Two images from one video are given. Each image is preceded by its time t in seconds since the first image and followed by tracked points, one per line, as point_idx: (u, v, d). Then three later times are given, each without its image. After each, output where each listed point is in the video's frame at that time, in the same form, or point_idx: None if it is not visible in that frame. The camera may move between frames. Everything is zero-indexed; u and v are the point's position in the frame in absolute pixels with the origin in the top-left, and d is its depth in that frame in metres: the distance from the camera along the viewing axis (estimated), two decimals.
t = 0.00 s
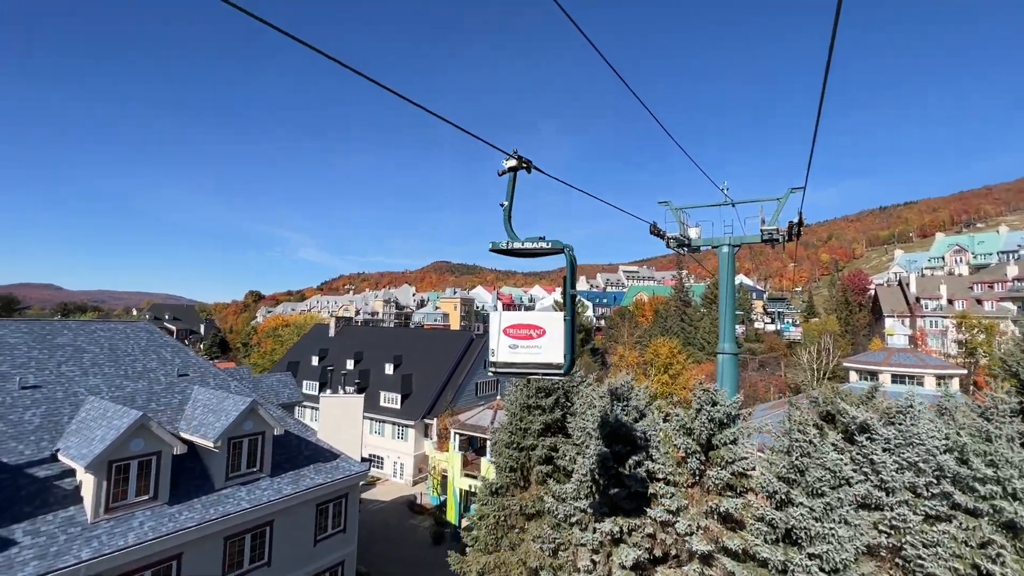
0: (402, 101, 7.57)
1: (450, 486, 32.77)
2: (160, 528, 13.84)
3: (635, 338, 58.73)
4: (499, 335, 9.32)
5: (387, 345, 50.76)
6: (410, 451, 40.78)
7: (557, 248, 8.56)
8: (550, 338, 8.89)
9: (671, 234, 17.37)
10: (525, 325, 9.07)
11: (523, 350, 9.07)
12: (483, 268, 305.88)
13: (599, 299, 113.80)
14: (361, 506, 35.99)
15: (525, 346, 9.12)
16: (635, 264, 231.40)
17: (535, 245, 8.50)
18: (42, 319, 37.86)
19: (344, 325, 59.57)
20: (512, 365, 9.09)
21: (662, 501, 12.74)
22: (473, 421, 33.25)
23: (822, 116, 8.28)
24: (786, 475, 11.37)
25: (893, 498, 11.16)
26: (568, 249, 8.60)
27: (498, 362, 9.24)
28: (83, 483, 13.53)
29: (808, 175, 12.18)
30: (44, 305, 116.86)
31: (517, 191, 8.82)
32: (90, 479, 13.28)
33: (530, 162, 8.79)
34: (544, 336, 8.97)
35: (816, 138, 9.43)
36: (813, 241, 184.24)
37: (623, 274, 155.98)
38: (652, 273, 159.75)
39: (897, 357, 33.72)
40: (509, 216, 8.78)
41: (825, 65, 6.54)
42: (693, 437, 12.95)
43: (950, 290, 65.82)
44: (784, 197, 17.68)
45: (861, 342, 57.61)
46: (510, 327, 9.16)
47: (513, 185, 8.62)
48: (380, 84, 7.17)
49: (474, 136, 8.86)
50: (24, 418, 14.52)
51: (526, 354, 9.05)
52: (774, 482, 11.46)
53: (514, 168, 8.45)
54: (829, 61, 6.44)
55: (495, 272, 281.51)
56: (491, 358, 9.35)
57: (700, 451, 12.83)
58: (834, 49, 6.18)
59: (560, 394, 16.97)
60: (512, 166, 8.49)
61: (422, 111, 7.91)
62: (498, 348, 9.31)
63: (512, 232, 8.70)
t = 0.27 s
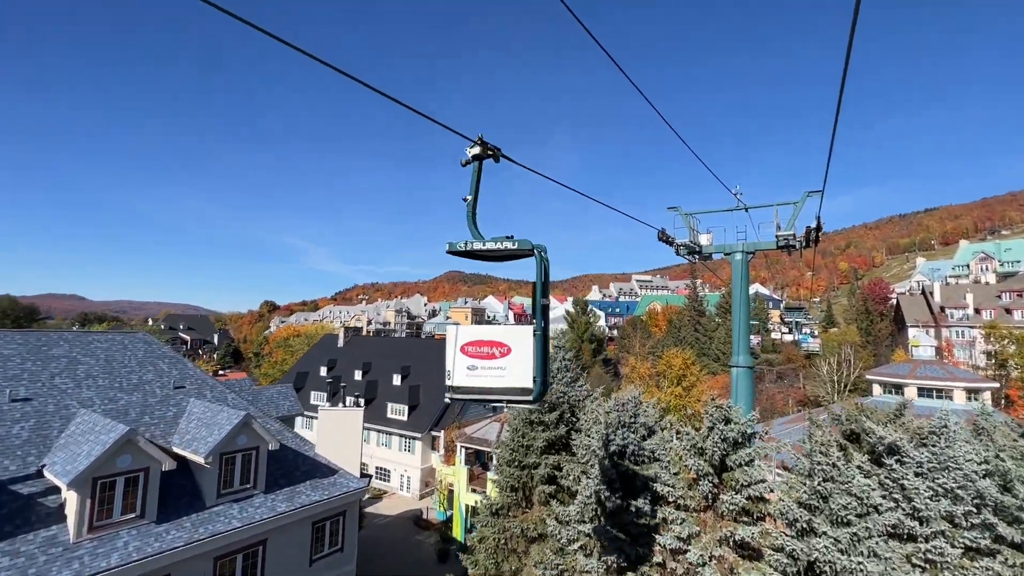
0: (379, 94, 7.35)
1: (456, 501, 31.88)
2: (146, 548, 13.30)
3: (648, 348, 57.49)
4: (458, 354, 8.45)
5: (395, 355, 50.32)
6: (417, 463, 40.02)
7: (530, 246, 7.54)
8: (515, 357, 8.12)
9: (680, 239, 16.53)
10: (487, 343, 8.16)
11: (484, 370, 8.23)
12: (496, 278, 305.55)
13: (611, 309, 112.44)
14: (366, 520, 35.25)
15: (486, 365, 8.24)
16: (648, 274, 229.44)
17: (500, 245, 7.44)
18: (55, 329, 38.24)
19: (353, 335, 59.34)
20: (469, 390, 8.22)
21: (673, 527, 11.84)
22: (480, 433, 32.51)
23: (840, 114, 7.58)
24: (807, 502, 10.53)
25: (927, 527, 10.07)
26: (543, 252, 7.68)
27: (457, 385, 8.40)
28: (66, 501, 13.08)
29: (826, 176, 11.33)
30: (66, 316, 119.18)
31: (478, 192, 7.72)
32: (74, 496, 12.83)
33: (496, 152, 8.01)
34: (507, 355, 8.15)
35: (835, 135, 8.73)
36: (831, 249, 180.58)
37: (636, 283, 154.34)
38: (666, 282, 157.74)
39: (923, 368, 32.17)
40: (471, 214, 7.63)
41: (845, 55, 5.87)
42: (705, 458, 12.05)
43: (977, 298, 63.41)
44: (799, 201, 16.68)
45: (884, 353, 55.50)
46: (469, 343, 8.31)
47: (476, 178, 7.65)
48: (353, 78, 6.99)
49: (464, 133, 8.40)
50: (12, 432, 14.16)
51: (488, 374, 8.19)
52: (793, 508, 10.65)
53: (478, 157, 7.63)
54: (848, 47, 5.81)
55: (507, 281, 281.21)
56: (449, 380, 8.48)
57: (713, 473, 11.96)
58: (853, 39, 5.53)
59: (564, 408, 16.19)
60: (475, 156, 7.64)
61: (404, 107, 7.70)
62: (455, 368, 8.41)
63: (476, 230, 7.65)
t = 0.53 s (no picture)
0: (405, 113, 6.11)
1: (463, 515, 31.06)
2: (132, 567, 12.80)
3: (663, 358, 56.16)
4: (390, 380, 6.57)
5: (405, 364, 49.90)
6: (425, 475, 39.26)
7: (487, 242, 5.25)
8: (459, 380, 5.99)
9: (692, 245, 15.66)
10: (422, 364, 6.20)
11: (420, 399, 6.24)
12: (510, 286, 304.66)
13: (626, 317, 110.92)
14: (373, 534, 34.54)
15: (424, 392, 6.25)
16: (664, 281, 226.74)
17: (445, 240, 5.27)
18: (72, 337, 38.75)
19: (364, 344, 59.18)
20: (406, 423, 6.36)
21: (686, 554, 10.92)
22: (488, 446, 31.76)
23: (861, 123, 6.83)
24: (832, 530, 9.87)
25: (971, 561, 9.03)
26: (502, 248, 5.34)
27: (391, 417, 6.53)
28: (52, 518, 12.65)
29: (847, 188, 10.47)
30: (88, 325, 121.52)
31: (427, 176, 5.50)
32: (58, 512, 12.38)
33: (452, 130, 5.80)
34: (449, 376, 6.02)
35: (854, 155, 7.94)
36: (853, 255, 176.28)
37: (652, 291, 152.45)
38: (681, 289, 155.43)
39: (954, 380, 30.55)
40: (419, 209, 5.52)
41: (869, 53, 5.17)
42: (720, 480, 11.16)
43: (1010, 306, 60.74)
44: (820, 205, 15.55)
45: (910, 364, 53.35)
46: (401, 365, 6.39)
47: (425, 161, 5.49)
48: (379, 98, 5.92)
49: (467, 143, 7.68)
50: (2, 445, 13.82)
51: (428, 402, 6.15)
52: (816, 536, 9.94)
53: (426, 137, 5.42)
54: (871, 52, 5.05)
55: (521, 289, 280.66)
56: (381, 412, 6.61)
57: (728, 496, 11.07)
58: (876, 41, 4.87)
59: (569, 422, 15.43)
60: (425, 134, 5.45)
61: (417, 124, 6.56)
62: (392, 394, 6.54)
63: (423, 225, 5.50)
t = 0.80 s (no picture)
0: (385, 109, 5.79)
1: (473, 529, 30.18)
2: None
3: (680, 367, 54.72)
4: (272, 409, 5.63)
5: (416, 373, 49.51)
6: (436, 487, 38.48)
7: (409, 231, 5.22)
8: (356, 402, 5.26)
9: (704, 249, 14.91)
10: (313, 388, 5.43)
11: (306, 433, 5.32)
12: (525, 295, 303.58)
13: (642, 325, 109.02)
14: (382, 547, 33.73)
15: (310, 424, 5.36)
16: (681, 289, 223.37)
17: (347, 228, 4.98)
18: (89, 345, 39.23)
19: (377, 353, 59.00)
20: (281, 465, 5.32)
21: None
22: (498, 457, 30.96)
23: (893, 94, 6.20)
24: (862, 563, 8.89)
25: None
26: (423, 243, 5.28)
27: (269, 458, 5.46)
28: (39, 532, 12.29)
29: (875, 178, 9.70)
30: (109, 335, 123.69)
31: (344, 158, 5.27)
32: (45, 527, 12.02)
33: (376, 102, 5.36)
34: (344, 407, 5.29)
35: (882, 129, 7.35)
36: (877, 261, 171.34)
37: (669, 299, 150.03)
38: (700, 297, 152.50)
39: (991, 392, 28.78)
40: (333, 192, 5.21)
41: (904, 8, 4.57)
42: (736, 503, 10.37)
43: None
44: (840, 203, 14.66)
45: (942, 373, 50.97)
46: (284, 390, 5.54)
47: (340, 140, 5.25)
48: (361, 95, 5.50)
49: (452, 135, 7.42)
50: None
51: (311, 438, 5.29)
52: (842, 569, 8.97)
53: (341, 104, 5.09)
54: (907, 3, 4.45)
55: (536, 297, 279.44)
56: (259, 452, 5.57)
57: (746, 521, 10.24)
58: None
59: (576, 437, 14.76)
60: (340, 98, 5.07)
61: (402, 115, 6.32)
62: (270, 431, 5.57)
63: (335, 211, 5.21)
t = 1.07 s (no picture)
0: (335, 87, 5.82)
1: (483, 544, 29.31)
2: None
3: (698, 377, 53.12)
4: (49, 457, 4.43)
5: (428, 382, 49.11)
6: (447, 498, 37.81)
7: (252, 207, 4.22)
8: (145, 452, 4.07)
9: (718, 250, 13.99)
10: (89, 429, 4.23)
11: (76, 491, 4.15)
12: (541, 302, 302.12)
13: (659, 333, 107.04)
14: (391, 560, 33.08)
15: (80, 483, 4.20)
16: (699, 296, 219.81)
17: (160, 199, 4.08)
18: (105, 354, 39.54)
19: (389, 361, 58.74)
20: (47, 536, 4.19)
21: None
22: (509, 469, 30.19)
23: (924, 67, 5.54)
24: None
25: None
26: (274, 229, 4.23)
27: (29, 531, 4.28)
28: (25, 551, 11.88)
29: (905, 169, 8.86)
30: (131, 343, 126.16)
31: (203, 118, 4.14)
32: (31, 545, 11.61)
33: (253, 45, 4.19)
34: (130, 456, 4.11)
35: (915, 109, 6.59)
36: (904, 267, 166.11)
37: (687, 306, 147.52)
38: (718, 304, 149.54)
39: None
40: (186, 158, 4.12)
41: None
42: (752, 527, 9.53)
43: None
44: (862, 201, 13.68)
45: (976, 383, 48.65)
46: (58, 429, 4.31)
47: (196, 97, 4.09)
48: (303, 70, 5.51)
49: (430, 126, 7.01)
50: None
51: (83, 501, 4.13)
52: None
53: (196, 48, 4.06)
54: None
55: (552, 305, 277.84)
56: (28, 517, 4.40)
57: (765, 548, 9.37)
58: None
59: (582, 451, 14.03)
60: (194, 40, 3.99)
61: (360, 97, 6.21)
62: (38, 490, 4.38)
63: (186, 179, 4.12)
